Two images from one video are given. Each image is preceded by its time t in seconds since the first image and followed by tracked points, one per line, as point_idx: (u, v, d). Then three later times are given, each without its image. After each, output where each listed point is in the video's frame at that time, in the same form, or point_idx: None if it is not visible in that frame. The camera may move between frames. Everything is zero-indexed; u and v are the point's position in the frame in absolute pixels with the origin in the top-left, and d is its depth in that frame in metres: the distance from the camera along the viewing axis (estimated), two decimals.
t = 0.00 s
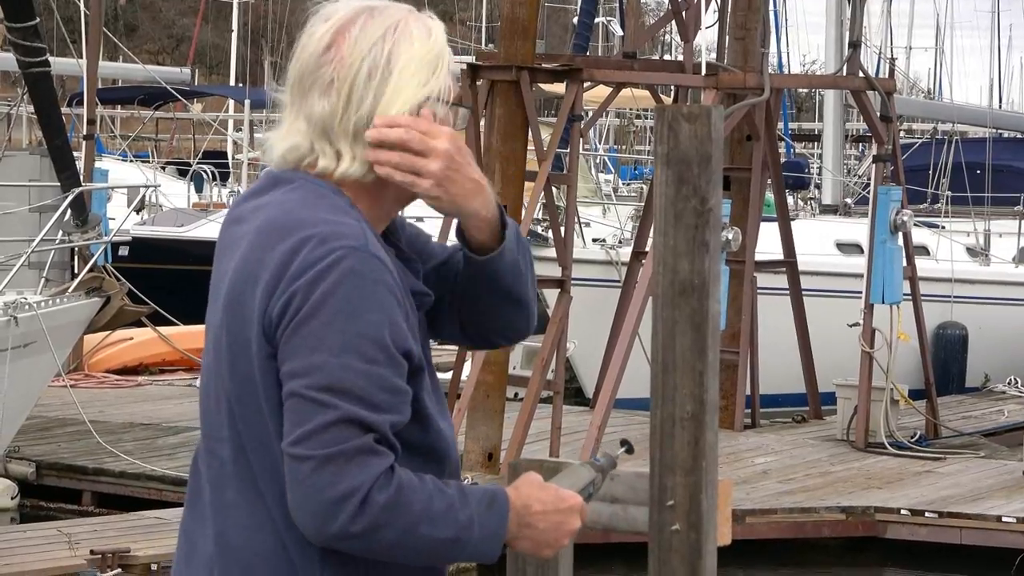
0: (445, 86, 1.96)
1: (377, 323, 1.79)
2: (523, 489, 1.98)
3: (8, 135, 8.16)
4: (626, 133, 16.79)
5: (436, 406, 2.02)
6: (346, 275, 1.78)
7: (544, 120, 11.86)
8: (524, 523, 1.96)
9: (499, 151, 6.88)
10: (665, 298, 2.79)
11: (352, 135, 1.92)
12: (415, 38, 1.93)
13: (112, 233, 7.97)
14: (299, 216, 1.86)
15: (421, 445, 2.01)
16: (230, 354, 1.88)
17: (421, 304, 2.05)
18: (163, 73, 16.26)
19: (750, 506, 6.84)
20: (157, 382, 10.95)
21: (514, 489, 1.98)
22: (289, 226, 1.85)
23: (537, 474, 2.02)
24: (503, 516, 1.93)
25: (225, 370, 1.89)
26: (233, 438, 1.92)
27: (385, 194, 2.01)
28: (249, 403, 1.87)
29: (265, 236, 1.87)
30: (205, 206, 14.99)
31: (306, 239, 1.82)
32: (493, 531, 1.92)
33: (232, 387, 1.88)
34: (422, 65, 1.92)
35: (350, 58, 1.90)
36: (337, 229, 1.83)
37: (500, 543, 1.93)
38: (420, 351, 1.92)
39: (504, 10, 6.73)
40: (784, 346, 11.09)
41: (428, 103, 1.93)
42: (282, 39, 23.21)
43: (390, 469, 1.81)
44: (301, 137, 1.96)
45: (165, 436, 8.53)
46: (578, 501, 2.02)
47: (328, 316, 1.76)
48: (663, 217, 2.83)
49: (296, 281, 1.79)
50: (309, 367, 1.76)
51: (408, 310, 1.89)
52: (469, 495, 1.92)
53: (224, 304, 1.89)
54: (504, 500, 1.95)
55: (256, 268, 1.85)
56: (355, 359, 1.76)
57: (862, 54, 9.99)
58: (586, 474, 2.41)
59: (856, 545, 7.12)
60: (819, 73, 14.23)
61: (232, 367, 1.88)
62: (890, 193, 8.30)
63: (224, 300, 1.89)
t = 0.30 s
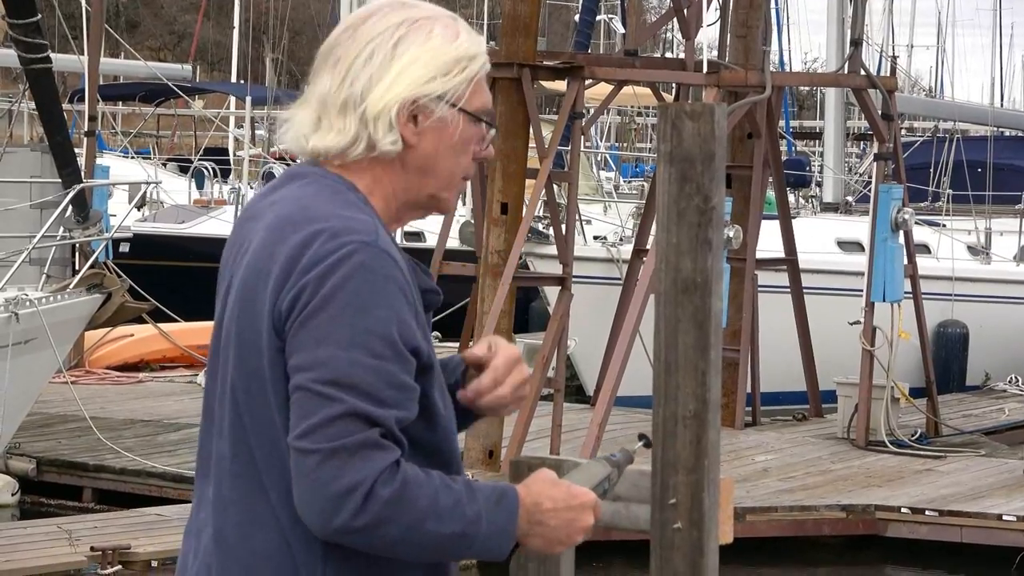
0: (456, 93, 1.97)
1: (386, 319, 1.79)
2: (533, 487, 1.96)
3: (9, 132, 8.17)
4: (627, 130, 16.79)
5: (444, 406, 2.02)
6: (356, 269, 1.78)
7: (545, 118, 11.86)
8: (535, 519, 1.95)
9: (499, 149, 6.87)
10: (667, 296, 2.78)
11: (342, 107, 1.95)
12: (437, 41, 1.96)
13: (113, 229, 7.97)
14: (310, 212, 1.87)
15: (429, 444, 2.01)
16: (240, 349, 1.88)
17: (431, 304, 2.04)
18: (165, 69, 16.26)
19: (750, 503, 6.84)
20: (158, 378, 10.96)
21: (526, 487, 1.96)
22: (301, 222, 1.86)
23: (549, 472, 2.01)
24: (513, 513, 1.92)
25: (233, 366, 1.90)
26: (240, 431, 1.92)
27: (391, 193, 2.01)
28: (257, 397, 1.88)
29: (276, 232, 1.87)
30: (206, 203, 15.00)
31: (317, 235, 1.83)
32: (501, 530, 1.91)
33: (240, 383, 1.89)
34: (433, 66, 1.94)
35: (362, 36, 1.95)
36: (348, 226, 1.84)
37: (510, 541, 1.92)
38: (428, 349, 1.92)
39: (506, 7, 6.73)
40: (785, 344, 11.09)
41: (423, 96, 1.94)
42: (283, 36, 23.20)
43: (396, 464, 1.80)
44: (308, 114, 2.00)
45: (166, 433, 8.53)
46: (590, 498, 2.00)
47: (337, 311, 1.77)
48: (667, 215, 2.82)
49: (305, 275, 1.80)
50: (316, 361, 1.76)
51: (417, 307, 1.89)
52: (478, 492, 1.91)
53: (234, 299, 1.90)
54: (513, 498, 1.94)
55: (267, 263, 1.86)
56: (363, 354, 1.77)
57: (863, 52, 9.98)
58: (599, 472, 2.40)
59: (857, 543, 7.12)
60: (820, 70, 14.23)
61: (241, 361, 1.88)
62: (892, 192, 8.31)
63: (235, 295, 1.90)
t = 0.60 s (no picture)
0: (466, 101, 1.95)
1: (398, 306, 1.79)
2: (549, 478, 1.95)
3: (9, 130, 8.17)
4: (627, 127, 16.79)
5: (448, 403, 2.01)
6: (365, 257, 1.78)
7: (545, 115, 11.86)
8: (552, 511, 1.94)
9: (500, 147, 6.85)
10: (668, 293, 2.78)
11: (352, 97, 1.95)
12: (458, 48, 1.95)
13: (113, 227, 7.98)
14: (316, 204, 1.86)
15: (438, 439, 2.01)
16: (245, 342, 1.87)
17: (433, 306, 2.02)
18: (164, 67, 16.26)
19: (751, 501, 6.84)
20: (159, 376, 10.97)
21: (541, 477, 1.95)
22: (309, 213, 1.85)
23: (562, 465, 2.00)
24: (530, 501, 1.91)
25: (236, 358, 1.88)
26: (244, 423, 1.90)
27: (393, 193, 1.99)
28: (264, 390, 1.86)
29: (284, 224, 1.86)
30: (206, 201, 15.00)
31: (326, 225, 1.82)
32: (519, 519, 1.89)
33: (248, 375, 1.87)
34: (448, 71, 1.93)
35: (383, 38, 1.97)
36: (355, 215, 1.83)
37: (528, 531, 1.91)
38: (435, 341, 1.91)
39: (506, 4, 6.71)
40: (785, 341, 11.09)
41: (431, 94, 1.93)
42: (282, 34, 23.19)
43: (415, 449, 1.80)
44: (322, 108, 2.01)
45: (166, 431, 8.53)
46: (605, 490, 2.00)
47: (349, 298, 1.76)
48: (668, 211, 2.82)
49: (314, 264, 1.79)
50: (330, 348, 1.75)
51: (425, 297, 1.89)
52: (494, 480, 1.90)
53: (238, 292, 1.88)
54: (529, 488, 1.93)
55: (271, 254, 1.85)
56: (378, 340, 1.76)
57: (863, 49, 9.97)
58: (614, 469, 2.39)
59: (858, 540, 7.12)
60: (821, 67, 14.22)
61: (248, 354, 1.86)
62: (892, 188, 8.31)
63: (239, 288, 1.88)
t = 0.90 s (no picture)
0: (473, 113, 1.93)
1: (414, 299, 1.78)
2: (572, 486, 1.94)
3: (9, 128, 8.16)
4: (627, 125, 16.79)
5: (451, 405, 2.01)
6: (381, 251, 1.77)
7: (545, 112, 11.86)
8: (575, 518, 1.93)
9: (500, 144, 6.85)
10: (666, 291, 2.79)
11: (361, 103, 1.93)
12: (466, 63, 1.93)
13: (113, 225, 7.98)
14: (323, 200, 1.84)
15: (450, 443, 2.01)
16: (246, 339, 1.83)
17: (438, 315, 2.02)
18: (164, 65, 16.26)
19: (752, 498, 6.85)
20: (159, 374, 10.97)
21: (564, 484, 1.94)
22: (316, 208, 1.83)
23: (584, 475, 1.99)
24: (555, 504, 1.90)
25: (237, 355, 1.84)
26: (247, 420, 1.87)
27: (396, 199, 1.97)
28: (267, 386, 1.82)
29: (288, 219, 1.83)
30: (206, 199, 15.00)
31: (338, 220, 1.80)
32: (545, 519, 1.88)
33: (251, 371, 1.83)
34: (458, 82, 1.91)
35: (392, 49, 1.94)
36: (366, 211, 1.82)
37: (551, 535, 1.89)
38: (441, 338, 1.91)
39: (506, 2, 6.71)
40: (786, 338, 11.10)
41: (442, 104, 1.91)
42: (282, 32, 23.19)
43: (441, 442, 1.80)
44: (327, 114, 1.98)
45: (166, 429, 8.53)
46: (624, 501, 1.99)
47: (367, 293, 1.74)
48: (666, 209, 2.85)
49: (328, 259, 1.77)
50: (353, 342, 1.73)
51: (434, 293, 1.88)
52: (520, 479, 1.89)
53: (238, 287, 1.85)
54: (553, 492, 1.91)
55: (278, 249, 1.82)
56: (399, 333, 1.75)
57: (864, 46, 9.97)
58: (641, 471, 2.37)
59: (859, 538, 7.12)
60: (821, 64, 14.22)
61: (251, 350, 1.83)
62: (893, 185, 8.29)
63: (240, 283, 1.84)
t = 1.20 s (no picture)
0: (476, 119, 1.94)
1: (421, 293, 1.78)
2: (578, 483, 1.96)
3: (9, 124, 8.16)
4: (626, 121, 16.78)
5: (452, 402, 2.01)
6: (388, 245, 1.77)
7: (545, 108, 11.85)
8: (581, 514, 1.94)
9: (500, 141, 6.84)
10: (666, 286, 2.77)
11: (365, 107, 1.93)
12: (469, 70, 1.94)
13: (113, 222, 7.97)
14: (328, 195, 1.84)
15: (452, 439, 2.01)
16: (250, 333, 1.83)
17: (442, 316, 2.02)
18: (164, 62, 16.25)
19: (752, 494, 6.85)
20: (160, 371, 10.97)
21: (571, 481, 1.96)
22: (320, 204, 1.83)
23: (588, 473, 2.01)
24: (563, 500, 1.91)
25: (241, 349, 1.84)
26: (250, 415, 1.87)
27: (398, 203, 1.96)
28: (271, 381, 1.82)
29: (293, 215, 1.83)
30: (206, 196, 14.99)
31: (343, 215, 1.80)
32: (553, 513, 1.89)
33: (256, 365, 1.83)
34: (463, 88, 1.91)
35: (396, 54, 1.94)
36: (372, 204, 1.82)
37: (558, 530, 1.90)
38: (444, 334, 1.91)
39: None
40: (786, 335, 11.10)
41: (448, 107, 1.91)
42: (282, 29, 23.15)
43: (450, 434, 1.80)
44: (329, 118, 1.98)
45: (166, 426, 8.53)
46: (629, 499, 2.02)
47: (375, 286, 1.75)
48: (667, 205, 2.83)
49: (336, 252, 1.77)
50: (361, 334, 1.73)
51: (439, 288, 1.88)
52: (527, 473, 1.90)
53: (241, 282, 1.84)
54: (560, 488, 1.93)
55: (283, 245, 1.82)
56: (407, 325, 1.75)
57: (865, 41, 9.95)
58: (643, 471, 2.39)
59: (859, 534, 7.13)
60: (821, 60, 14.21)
61: (255, 346, 1.82)
62: (892, 181, 8.28)
63: (243, 278, 1.84)
